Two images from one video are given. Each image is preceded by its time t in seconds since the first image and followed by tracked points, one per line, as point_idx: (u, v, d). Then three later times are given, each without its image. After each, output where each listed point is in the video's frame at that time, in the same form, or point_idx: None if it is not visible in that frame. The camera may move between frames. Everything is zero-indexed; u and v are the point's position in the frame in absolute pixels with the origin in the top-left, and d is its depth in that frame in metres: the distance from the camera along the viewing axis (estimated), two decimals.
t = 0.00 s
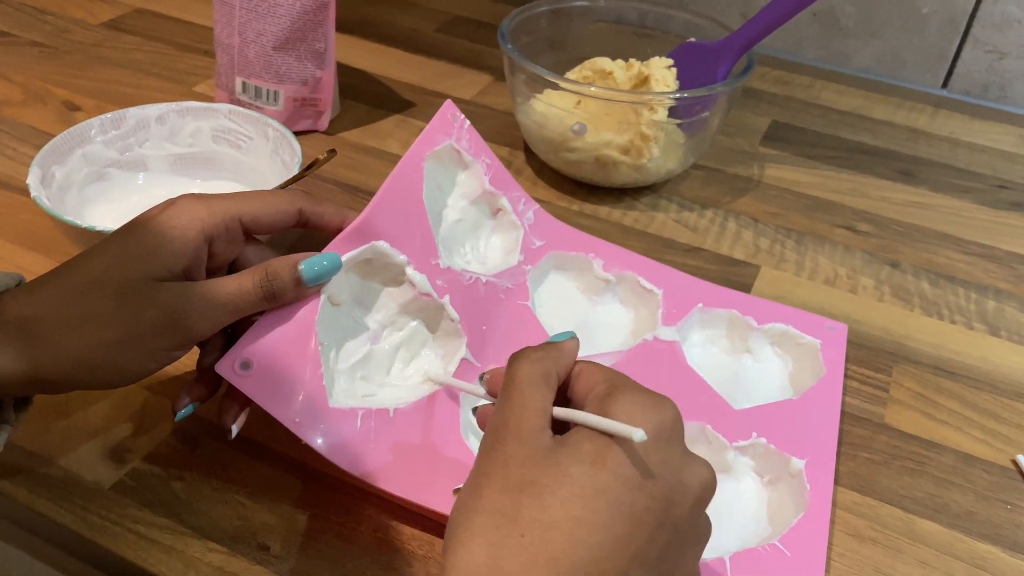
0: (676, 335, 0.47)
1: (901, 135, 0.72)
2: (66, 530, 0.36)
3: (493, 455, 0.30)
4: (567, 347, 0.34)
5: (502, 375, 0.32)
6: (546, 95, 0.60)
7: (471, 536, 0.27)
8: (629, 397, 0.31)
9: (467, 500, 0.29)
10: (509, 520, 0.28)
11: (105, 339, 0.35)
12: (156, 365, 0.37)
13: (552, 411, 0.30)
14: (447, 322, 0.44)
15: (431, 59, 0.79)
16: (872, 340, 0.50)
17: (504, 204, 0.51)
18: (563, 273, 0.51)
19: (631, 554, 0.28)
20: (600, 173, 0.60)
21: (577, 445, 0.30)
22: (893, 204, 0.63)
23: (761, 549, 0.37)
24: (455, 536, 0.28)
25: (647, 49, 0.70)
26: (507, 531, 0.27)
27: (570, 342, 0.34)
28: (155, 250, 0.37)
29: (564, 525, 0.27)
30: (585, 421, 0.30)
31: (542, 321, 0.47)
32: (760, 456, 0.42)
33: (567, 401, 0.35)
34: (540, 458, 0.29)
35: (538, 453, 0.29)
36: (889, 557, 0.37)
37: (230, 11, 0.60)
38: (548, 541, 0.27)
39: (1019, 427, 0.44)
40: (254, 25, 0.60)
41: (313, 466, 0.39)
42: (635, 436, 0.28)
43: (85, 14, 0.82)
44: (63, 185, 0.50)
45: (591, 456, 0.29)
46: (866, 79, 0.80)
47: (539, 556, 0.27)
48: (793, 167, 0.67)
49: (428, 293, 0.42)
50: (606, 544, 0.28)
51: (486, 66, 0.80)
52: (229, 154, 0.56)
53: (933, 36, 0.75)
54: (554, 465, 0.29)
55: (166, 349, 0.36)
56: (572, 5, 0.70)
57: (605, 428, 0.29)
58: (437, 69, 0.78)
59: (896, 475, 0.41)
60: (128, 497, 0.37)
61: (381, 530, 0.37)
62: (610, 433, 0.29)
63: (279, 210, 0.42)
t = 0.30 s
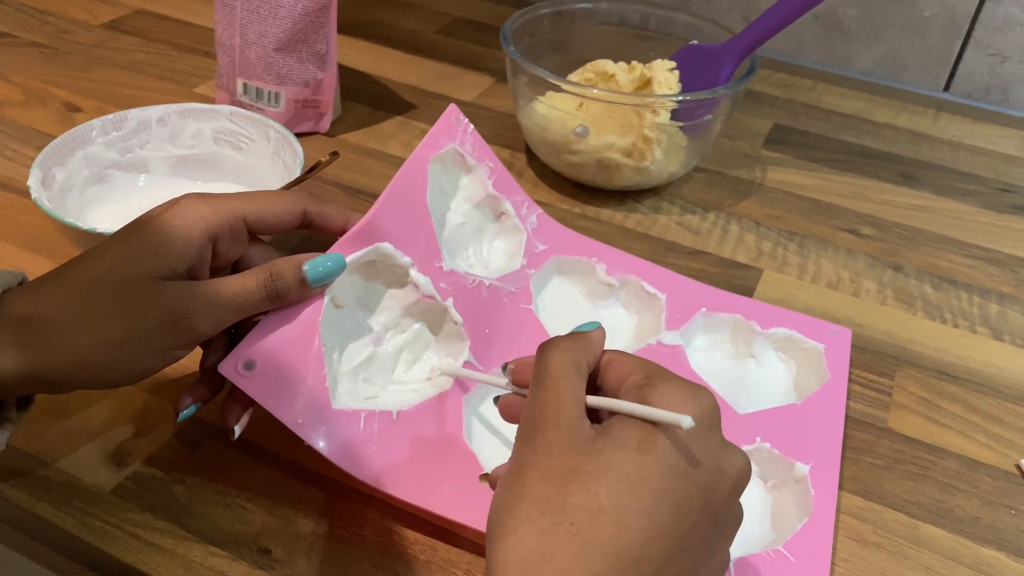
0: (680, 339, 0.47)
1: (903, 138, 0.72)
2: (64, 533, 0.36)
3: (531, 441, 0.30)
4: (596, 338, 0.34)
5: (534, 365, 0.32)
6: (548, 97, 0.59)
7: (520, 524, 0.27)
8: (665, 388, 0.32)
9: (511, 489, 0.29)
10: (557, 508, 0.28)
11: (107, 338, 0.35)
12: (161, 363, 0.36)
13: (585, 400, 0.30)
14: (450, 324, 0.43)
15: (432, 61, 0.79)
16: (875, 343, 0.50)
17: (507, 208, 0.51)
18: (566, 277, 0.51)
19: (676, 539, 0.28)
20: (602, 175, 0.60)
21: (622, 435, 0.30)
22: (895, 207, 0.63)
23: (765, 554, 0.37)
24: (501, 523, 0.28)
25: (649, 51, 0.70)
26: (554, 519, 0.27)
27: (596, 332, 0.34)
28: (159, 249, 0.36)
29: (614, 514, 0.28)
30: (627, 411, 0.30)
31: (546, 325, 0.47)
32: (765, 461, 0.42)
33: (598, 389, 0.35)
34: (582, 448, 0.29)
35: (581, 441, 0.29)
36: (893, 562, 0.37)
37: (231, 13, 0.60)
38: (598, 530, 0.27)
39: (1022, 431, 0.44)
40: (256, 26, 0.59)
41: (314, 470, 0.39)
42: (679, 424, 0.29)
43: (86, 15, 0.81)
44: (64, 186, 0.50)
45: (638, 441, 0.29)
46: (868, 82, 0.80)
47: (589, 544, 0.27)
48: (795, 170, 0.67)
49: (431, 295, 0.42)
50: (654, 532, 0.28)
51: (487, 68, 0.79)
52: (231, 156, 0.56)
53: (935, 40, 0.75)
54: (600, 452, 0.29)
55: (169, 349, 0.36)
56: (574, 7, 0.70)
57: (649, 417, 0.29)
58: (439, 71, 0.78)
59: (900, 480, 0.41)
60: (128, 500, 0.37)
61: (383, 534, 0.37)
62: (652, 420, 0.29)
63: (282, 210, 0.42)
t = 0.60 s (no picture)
0: (678, 345, 0.47)
1: (901, 143, 0.72)
2: (57, 539, 0.36)
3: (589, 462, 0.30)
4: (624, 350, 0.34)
5: (579, 391, 0.32)
6: (546, 101, 0.59)
7: (589, 545, 0.27)
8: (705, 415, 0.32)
9: (572, 512, 0.29)
10: (627, 531, 0.27)
11: (102, 341, 0.35)
12: (154, 368, 0.36)
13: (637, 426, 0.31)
14: (446, 330, 0.43)
15: (431, 65, 0.79)
16: (873, 349, 0.50)
17: (503, 219, 0.51)
18: (564, 285, 0.51)
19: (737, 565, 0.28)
20: (600, 179, 0.60)
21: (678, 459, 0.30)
22: (893, 212, 0.63)
23: (763, 562, 0.36)
24: (569, 544, 0.28)
25: (647, 55, 0.70)
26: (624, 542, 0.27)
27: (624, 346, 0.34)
28: (154, 252, 0.36)
29: (684, 539, 0.27)
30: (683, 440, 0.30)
31: (545, 334, 0.47)
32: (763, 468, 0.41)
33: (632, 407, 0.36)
34: (645, 473, 0.29)
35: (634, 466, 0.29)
36: (891, 570, 0.37)
37: (229, 16, 0.60)
38: (669, 556, 0.27)
39: (1020, 437, 0.44)
40: (253, 29, 0.59)
41: (308, 475, 0.39)
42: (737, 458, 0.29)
43: (83, 17, 0.81)
44: (60, 190, 0.50)
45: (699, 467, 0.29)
46: (866, 86, 0.80)
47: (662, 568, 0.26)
48: (793, 174, 0.67)
49: (426, 302, 0.42)
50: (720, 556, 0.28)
51: (485, 71, 0.79)
52: (228, 159, 0.56)
53: (933, 44, 0.75)
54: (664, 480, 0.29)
55: (163, 352, 0.36)
56: (571, 11, 0.70)
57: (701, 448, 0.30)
58: (437, 75, 0.78)
59: (898, 486, 0.41)
60: (122, 506, 0.37)
61: (379, 540, 0.36)
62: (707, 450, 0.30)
63: (275, 216, 0.42)
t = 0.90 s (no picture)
0: (678, 348, 0.47)
1: (901, 145, 0.72)
2: (54, 540, 0.36)
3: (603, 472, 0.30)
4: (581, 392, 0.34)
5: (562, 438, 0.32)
6: (545, 104, 0.59)
7: (634, 546, 0.28)
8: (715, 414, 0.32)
9: (608, 519, 0.29)
10: (668, 528, 0.28)
11: (87, 358, 0.36)
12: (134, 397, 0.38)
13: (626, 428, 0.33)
14: (432, 351, 0.45)
15: (430, 67, 0.79)
16: (873, 352, 0.50)
17: (489, 252, 0.52)
18: (561, 296, 0.52)
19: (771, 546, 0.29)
20: (599, 182, 0.60)
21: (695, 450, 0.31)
22: (892, 214, 0.63)
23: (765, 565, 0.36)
24: (614, 552, 0.28)
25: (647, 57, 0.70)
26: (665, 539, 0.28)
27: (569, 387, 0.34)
28: (143, 282, 0.39)
29: (721, 522, 0.29)
30: (692, 436, 0.31)
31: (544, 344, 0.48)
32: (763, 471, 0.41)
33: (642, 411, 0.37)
34: (665, 471, 0.30)
35: (654, 467, 0.31)
36: (891, 573, 0.37)
37: (228, 18, 0.60)
38: (712, 541, 0.28)
39: (1020, 440, 0.44)
40: (253, 31, 0.59)
41: (307, 479, 0.39)
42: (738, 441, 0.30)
43: (83, 18, 0.81)
44: (59, 192, 0.50)
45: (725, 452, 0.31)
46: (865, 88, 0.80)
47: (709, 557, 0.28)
48: (792, 176, 0.67)
49: (401, 327, 0.45)
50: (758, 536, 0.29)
51: (485, 73, 0.79)
52: (227, 161, 0.56)
53: (933, 46, 0.75)
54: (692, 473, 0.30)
55: (145, 371, 0.37)
56: (571, 13, 0.70)
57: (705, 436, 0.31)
58: (437, 76, 0.78)
59: (897, 489, 0.41)
60: (121, 510, 0.37)
61: (378, 544, 0.36)
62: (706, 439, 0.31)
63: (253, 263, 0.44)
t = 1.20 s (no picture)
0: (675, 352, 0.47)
1: (900, 148, 0.72)
2: (51, 546, 0.35)
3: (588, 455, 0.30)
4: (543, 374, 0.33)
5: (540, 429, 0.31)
6: (544, 107, 0.59)
7: (621, 536, 0.28)
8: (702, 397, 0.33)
9: (591, 505, 0.29)
10: (659, 512, 0.28)
11: (86, 340, 0.37)
12: (129, 388, 0.39)
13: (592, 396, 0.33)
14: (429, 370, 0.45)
15: (429, 69, 0.79)
16: (870, 355, 0.50)
17: (486, 263, 0.52)
18: (558, 301, 0.52)
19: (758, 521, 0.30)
20: (597, 185, 0.60)
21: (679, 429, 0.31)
22: (889, 217, 0.63)
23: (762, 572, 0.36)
24: (606, 532, 0.28)
25: (645, 60, 0.70)
26: (657, 518, 0.28)
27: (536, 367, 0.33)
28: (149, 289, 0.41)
29: (712, 508, 0.29)
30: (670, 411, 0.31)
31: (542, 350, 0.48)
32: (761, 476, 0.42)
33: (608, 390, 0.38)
34: (649, 453, 0.30)
35: (638, 448, 0.30)
36: None
37: (226, 20, 0.60)
38: (703, 527, 0.28)
39: (1017, 444, 0.44)
40: (250, 33, 0.59)
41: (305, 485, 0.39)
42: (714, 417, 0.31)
43: (81, 21, 0.81)
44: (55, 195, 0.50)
45: (708, 432, 0.31)
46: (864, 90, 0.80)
47: (702, 538, 0.28)
48: (790, 179, 0.67)
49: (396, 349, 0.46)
50: (746, 514, 0.29)
51: (483, 76, 0.79)
52: (224, 164, 0.56)
53: (931, 48, 0.75)
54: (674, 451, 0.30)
55: (142, 362, 0.38)
56: (570, 16, 0.70)
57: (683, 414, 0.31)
58: (435, 79, 0.77)
59: (895, 494, 0.41)
60: (117, 513, 0.37)
61: (374, 548, 0.36)
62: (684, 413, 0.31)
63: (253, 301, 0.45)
